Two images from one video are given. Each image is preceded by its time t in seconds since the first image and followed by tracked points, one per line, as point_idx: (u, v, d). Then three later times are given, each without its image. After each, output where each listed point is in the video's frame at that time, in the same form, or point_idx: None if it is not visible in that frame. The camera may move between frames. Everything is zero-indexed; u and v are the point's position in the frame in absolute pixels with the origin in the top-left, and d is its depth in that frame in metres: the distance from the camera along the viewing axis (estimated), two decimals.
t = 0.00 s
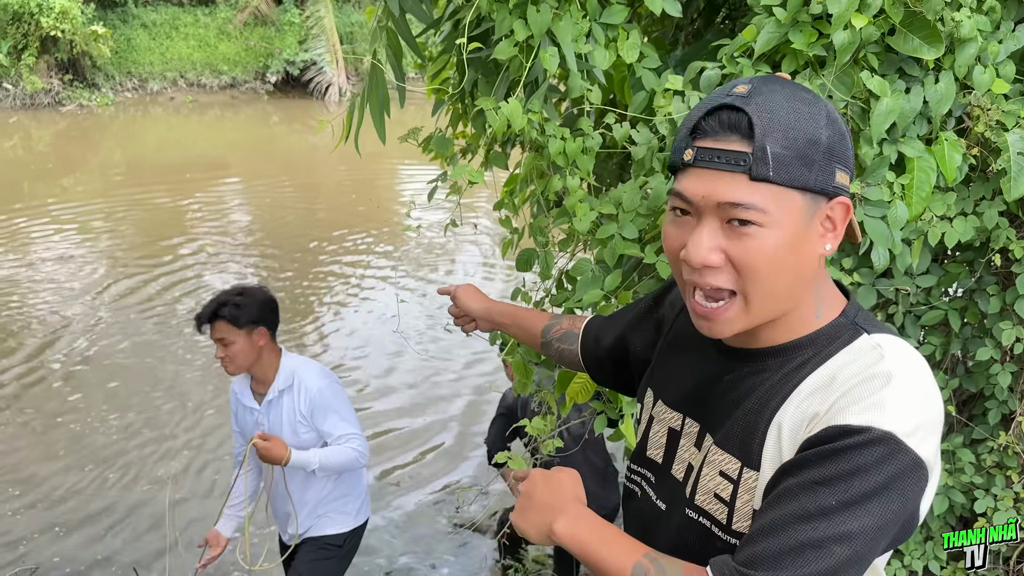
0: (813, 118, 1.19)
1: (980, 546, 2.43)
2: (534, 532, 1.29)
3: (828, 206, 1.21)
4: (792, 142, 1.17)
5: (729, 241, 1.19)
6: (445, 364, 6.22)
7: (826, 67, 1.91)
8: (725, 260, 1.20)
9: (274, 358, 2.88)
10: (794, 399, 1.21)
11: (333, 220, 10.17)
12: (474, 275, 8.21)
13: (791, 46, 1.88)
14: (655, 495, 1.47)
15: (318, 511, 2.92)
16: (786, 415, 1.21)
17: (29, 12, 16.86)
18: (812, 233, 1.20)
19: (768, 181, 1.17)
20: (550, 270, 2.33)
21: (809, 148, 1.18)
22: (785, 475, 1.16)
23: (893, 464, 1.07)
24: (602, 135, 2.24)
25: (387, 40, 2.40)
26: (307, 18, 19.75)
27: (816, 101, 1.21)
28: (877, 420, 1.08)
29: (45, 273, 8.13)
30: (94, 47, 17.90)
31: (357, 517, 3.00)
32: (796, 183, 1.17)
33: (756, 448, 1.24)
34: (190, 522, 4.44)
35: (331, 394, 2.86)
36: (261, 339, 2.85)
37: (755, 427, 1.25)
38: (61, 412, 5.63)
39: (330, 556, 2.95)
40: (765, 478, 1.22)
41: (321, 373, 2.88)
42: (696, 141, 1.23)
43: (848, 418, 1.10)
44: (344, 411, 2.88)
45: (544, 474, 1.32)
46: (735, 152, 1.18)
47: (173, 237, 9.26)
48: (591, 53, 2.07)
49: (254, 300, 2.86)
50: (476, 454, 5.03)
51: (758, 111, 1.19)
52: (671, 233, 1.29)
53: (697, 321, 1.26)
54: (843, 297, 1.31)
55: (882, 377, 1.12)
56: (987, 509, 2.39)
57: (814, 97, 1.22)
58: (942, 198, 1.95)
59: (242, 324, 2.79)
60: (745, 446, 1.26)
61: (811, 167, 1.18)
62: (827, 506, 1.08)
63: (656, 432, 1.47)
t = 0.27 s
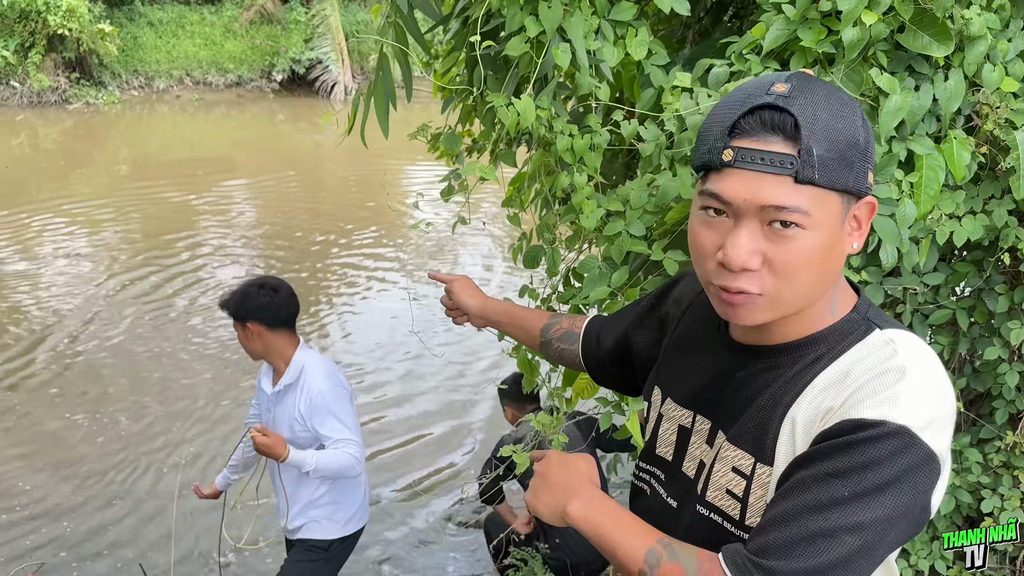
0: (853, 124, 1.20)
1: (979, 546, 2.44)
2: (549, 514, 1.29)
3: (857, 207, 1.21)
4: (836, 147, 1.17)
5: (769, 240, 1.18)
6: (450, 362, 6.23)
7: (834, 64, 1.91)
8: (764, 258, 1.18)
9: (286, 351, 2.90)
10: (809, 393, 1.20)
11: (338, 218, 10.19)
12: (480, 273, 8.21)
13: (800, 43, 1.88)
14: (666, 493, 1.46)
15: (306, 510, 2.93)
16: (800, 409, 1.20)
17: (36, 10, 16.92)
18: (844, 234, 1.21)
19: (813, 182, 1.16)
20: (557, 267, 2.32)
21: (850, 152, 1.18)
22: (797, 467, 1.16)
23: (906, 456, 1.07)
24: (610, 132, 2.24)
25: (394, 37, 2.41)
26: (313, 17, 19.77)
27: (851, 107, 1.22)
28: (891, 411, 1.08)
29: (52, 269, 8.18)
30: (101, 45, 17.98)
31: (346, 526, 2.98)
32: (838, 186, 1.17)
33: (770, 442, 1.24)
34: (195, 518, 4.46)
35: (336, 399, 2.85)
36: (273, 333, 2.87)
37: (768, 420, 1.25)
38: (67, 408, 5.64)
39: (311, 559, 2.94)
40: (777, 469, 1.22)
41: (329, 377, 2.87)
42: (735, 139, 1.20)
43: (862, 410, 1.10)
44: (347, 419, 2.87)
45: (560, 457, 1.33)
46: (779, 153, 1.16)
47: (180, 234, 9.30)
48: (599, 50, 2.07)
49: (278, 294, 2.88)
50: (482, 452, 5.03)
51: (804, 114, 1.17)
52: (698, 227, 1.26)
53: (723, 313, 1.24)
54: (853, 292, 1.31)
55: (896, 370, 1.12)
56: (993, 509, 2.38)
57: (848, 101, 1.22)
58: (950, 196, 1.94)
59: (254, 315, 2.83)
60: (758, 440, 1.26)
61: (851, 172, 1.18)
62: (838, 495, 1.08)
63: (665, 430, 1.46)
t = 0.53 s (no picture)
0: (837, 177, 1.10)
1: (980, 546, 2.43)
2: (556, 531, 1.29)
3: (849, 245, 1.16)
4: (824, 220, 1.08)
5: (772, 317, 1.13)
6: (453, 360, 6.23)
7: (838, 62, 1.91)
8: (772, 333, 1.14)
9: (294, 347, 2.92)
10: (813, 394, 1.19)
11: (342, 216, 10.20)
12: (483, 272, 8.21)
13: (804, 42, 1.87)
14: (668, 494, 1.46)
15: (288, 512, 2.91)
16: (805, 410, 1.20)
17: (42, 8, 16.95)
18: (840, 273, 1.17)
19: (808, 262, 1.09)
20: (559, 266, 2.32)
21: (839, 215, 1.10)
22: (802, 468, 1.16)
23: (910, 454, 1.06)
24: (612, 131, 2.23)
25: (398, 34, 2.41)
26: (318, 15, 19.78)
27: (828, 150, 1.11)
28: (895, 411, 1.07)
29: (56, 267, 8.18)
30: (106, 43, 18.00)
31: (326, 533, 2.94)
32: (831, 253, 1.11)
33: (775, 443, 1.24)
34: (197, 516, 4.46)
35: (317, 407, 2.78)
36: (282, 327, 2.89)
37: (773, 421, 1.25)
38: (71, 406, 5.65)
39: (289, 560, 2.94)
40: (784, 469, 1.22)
41: (315, 382, 2.80)
42: (717, 233, 1.10)
43: (867, 410, 1.10)
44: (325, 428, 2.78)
45: (561, 474, 1.32)
46: (768, 245, 1.08)
47: (183, 232, 9.31)
48: (603, 48, 2.07)
49: (291, 290, 2.89)
50: (485, 451, 5.03)
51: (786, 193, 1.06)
52: (693, 293, 1.19)
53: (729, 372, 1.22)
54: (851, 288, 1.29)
55: (899, 371, 1.11)
56: (996, 511, 2.37)
57: (822, 140, 1.11)
58: (953, 196, 1.94)
59: (265, 307, 2.87)
60: (764, 441, 1.25)
61: (840, 231, 1.11)
62: (844, 494, 1.08)
63: (668, 430, 1.46)
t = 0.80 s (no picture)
0: (838, 215, 1.07)
1: (980, 546, 2.44)
2: None
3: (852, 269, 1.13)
4: (829, 263, 1.05)
5: (779, 355, 1.12)
6: (456, 360, 6.23)
7: (844, 61, 1.90)
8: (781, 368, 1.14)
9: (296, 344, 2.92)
10: (822, 412, 1.19)
11: (345, 215, 10.20)
12: (487, 271, 8.21)
13: (809, 40, 1.87)
14: (669, 505, 1.46)
15: (278, 509, 2.92)
16: (815, 428, 1.19)
17: (46, 6, 16.99)
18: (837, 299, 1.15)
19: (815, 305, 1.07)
20: (562, 265, 2.32)
21: (843, 252, 1.07)
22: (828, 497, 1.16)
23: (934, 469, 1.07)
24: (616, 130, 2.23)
25: (403, 31, 2.41)
26: (322, 14, 19.80)
27: (823, 185, 1.07)
28: (908, 431, 1.07)
29: (59, 264, 8.19)
30: (111, 42, 18.03)
31: (307, 534, 2.91)
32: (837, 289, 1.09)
33: (785, 461, 1.23)
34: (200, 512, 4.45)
35: (289, 406, 2.73)
36: (289, 323, 2.89)
37: (781, 439, 1.24)
38: (74, 404, 5.64)
39: (277, 559, 2.94)
40: (805, 492, 1.22)
41: (293, 382, 2.76)
42: (724, 285, 1.06)
43: (881, 434, 1.10)
44: (291, 427, 2.72)
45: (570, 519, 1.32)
46: (777, 295, 1.05)
47: (187, 230, 9.32)
48: (608, 46, 2.07)
49: (298, 288, 2.89)
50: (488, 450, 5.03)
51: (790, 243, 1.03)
52: (698, 332, 1.18)
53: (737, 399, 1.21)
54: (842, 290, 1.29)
55: (903, 383, 1.11)
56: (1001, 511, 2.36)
57: (815, 174, 1.08)
58: (958, 196, 1.93)
59: (272, 303, 2.88)
60: (774, 459, 1.25)
61: (844, 265, 1.08)
62: (881, 525, 1.09)
63: (667, 441, 1.45)
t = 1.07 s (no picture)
0: (854, 215, 1.05)
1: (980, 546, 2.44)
2: None
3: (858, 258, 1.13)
4: (849, 266, 1.04)
5: (799, 351, 1.12)
6: (459, 360, 6.23)
7: (847, 62, 1.90)
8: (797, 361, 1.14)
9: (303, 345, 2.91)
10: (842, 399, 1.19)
11: (349, 214, 10.21)
12: (490, 270, 8.21)
13: (813, 40, 1.86)
14: (671, 507, 1.41)
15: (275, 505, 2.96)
16: (842, 422, 1.19)
17: (51, 5, 17.03)
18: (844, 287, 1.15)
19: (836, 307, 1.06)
20: (564, 265, 2.32)
21: (858, 251, 1.06)
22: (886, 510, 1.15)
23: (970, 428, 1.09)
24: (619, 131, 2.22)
25: (406, 31, 2.40)
26: (326, 13, 19.81)
27: (835, 187, 1.05)
28: (941, 411, 1.08)
29: (63, 263, 8.21)
30: (115, 40, 18.05)
31: (300, 535, 2.92)
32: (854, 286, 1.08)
33: (809, 451, 1.22)
34: (202, 511, 4.46)
35: (276, 409, 2.74)
36: (297, 323, 2.89)
37: (798, 430, 1.23)
38: (78, 403, 5.66)
39: (269, 555, 2.96)
40: (834, 482, 1.21)
41: (285, 385, 2.76)
42: (753, 298, 1.04)
43: (915, 422, 1.09)
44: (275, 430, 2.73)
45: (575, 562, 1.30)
46: (806, 301, 1.04)
47: (190, 229, 9.33)
48: (610, 46, 2.07)
49: (305, 287, 2.90)
50: (491, 450, 5.03)
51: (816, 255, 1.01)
52: (716, 337, 1.15)
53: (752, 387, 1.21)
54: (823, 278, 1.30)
55: (914, 365, 1.12)
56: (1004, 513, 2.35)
57: (824, 176, 1.06)
58: (962, 197, 1.91)
59: (280, 302, 2.88)
60: (796, 448, 1.23)
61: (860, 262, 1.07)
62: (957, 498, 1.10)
63: (667, 442, 1.40)
